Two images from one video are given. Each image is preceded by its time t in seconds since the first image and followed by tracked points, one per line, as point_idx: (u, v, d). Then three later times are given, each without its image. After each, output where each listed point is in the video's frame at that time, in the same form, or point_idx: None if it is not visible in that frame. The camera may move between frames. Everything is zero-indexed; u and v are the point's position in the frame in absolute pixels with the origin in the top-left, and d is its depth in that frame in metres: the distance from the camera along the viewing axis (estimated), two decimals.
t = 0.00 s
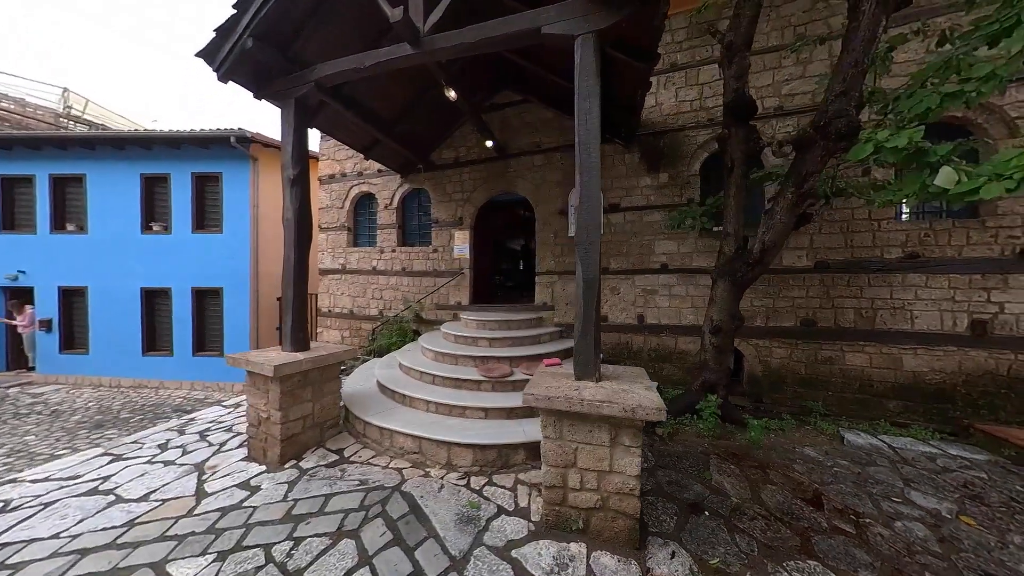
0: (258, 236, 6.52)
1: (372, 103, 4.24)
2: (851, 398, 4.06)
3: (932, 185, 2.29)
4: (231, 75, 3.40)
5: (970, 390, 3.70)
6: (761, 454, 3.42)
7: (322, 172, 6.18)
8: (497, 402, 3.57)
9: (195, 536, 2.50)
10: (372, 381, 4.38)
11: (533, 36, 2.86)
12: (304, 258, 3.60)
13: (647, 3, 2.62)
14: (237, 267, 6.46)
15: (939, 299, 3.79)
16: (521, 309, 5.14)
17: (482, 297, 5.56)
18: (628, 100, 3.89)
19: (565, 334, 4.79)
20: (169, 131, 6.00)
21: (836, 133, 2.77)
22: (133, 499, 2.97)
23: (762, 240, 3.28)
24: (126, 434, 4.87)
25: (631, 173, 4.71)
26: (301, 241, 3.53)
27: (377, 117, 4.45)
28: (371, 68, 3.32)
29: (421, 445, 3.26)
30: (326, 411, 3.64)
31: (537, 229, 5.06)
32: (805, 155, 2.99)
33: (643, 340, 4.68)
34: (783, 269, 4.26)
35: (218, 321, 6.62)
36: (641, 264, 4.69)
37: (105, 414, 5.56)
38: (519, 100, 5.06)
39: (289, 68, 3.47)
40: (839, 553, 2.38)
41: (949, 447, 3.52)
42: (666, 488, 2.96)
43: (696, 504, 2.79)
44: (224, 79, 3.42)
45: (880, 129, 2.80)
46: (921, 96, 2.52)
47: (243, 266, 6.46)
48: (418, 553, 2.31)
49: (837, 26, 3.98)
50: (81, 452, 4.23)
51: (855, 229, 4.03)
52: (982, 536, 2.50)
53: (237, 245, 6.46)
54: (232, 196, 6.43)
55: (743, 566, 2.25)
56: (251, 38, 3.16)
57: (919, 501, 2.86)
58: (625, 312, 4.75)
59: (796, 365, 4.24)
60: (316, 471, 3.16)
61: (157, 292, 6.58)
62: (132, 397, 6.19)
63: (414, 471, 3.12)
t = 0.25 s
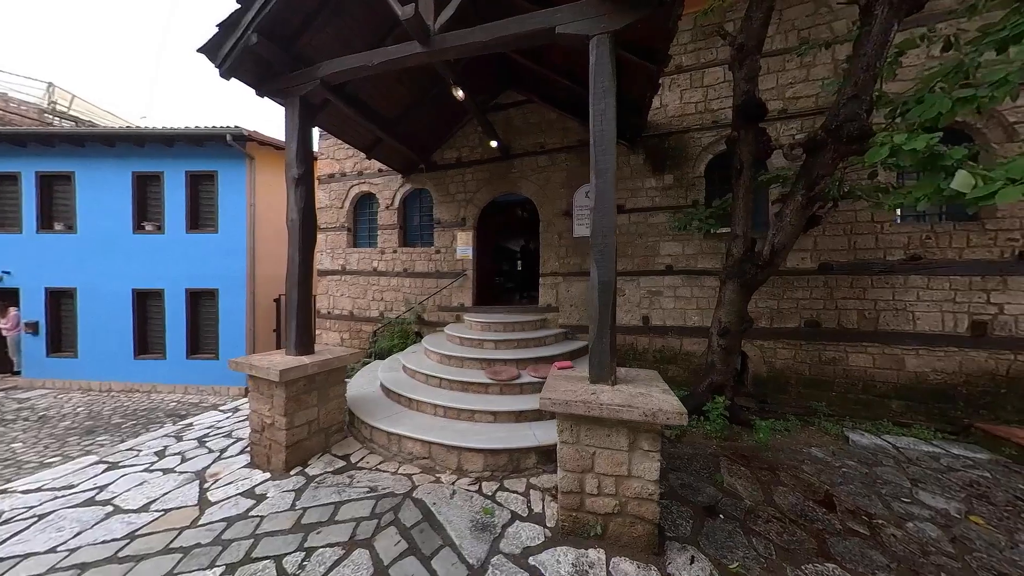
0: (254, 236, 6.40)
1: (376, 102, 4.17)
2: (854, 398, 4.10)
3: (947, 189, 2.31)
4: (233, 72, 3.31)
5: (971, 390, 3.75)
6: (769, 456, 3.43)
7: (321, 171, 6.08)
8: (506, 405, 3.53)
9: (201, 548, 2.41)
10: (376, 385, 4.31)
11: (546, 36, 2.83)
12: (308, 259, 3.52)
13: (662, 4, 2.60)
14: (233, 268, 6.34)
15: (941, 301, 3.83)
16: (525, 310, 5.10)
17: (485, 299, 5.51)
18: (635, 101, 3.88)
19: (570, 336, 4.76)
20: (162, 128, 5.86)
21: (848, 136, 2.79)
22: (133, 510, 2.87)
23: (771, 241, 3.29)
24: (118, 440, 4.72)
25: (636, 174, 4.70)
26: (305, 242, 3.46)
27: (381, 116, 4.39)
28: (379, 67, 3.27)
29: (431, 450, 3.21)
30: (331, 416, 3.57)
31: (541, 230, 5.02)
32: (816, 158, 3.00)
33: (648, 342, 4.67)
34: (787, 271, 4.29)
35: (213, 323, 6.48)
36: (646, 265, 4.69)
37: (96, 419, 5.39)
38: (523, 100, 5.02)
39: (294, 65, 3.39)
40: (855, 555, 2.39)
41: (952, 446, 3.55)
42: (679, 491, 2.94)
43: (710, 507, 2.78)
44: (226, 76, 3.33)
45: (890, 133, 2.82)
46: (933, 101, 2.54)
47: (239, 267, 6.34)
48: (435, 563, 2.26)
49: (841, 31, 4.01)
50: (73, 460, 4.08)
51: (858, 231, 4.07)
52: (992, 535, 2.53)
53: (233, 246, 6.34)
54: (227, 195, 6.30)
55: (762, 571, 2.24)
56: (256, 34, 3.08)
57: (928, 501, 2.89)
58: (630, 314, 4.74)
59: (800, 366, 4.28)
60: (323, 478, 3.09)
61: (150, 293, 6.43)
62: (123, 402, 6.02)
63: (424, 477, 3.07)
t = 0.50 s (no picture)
0: (250, 236, 6.29)
1: (379, 101, 4.13)
2: (854, 398, 4.16)
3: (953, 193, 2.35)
4: (236, 70, 3.24)
5: (968, 389, 3.83)
6: (774, 455, 3.47)
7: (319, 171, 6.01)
8: (514, 407, 3.51)
9: (207, 557, 2.35)
10: (379, 387, 4.26)
11: (556, 38, 2.82)
12: (312, 260, 3.46)
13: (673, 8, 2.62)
14: (228, 268, 6.22)
15: (937, 302, 3.91)
16: (528, 312, 5.08)
17: (487, 300, 5.49)
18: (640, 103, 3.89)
19: (573, 337, 4.75)
20: (155, 125, 5.74)
21: (854, 140, 2.83)
22: (132, 519, 2.78)
23: (777, 243, 3.31)
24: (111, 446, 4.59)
25: (639, 176, 4.70)
26: (309, 242, 3.40)
27: (384, 116, 4.34)
28: (385, 67, 3.23)
29: (439, 453, 3.18)
30: (335, 420, 3.51)
31: (544, 230, 5.01)
32: (822, 162, 3.04)
33: (652, 343, 4.68)
34: (789, 272, 4.34)
35: (208, 325, 6.37)
36: (649, 266, 4.68)
37: (87, 424, 5.24)
38: (525, 101, 5.01)
39: (298, 63, 3.33)
40: (865, 553, 2.42)
41: (950, 444, 3.62)
42: (688, 492, 2.95)
43: (720, 508, 2.79)
44: (228, 73, 3.26)
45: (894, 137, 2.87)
46: (937, 106, 2.58)
47: (235, 267, 6.23)
48: (450, 568, 2.24)
49: (840, 36, 4.07)
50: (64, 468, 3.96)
51: (858, 233, 4.13)
52: (995, 532, 2.58)
53: (229, 246, 6.23)
54: (222, 194, 6.19)
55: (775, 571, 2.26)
56: (260, 31, 3.02)
57: (931, 498, 2.94)
58: (633, 315, 4.75)
59: (801, 366, 4.33)
60: (330, 483, 3.04)
61: (142, 294, 6.29)
62: (114, 406, 5.87)
63: (433, 480, 3.04)
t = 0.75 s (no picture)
0: (247, 235, 6.19)
1: (383, 99, 4.10)
2: (852, 395, 4.25)
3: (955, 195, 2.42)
4: (240, 65, 3.19)
5: (960, 385, 3.94)
6: (777, 452, 3.52)
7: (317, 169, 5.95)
8: (521, 407, 3.51)
9: (216, 562, 2.30)
10: (383, 388, 4.22)
11: (567, 39, 2.84)
12: (317, 259, 3.42)
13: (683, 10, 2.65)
14: (223, 268, 6.12)
15: (932, 301, 4.01)
16: (531, 312, 5.08)
17: (489, 300, 5.47)
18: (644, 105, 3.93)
19: (576, 337, 4.76)
20: (149, 121, 5.63)
21: (856, 143, 2.89)
22: (134, 524, 2.71)
23: (781, 243, 3.36)
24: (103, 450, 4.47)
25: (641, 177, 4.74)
26: (314, 241, 3.35)
27: (387, 114, 4.31)
28: (393, 64, 3.21)
29: (448, 454, 3.17)
30: (340, 421, 3.47)
31: (546, 230, 5.02)
32: (825, 164, 3.10)
33: (654, 342, 4.72)
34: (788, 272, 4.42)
35: (202, 326, 6.25)
36: (652, 266, 4.71)
37: (77, 428, 5.09)
38: (528, 101, 5.02)
39: (303, 60, 3.29)
40: (871, 547, 2.48)
41: (945, 439, 3.72)
42: (697, 490, 2.98)
43: (729, 504, 2.83)
44: (231, 68, 3.20)
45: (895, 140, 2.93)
46: (937, 110, 2.65)
47: (231, 267, 6.11)
48: (466, 569, 2.23)
49: (838, 42, 4.15)
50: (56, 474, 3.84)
51: (855, 234, 4.22)
52: (993, 524, 2.66)
53: (224, 245, 6.12)
54: (217, 192, 6.09)
55: (786, 565, 2.30)
56: (266, 26, 2.97)
57: (930, 492, 3.01)
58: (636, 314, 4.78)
59: (801, 364, 4.41)
60: (338, 485, 3.00)
61: (133, 294, 6.16)
62: (104, 409, 5.72)
63: (443, 481, 3.03)
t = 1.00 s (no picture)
0: (243, 234, 6.10)
1: (388, 99, 4.08)
2: (848, 392, 4.38)
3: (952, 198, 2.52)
4: (247, 62, 3.15)
5: (950, 381, 4.09)
6: (779, 448, 3.61)
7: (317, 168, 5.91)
8: (529, 406, 3.53)
9: (229, 566, 2.26)
10: (388, 389, 4.20)
11: (578, 42, 2.87)
12: (324, 259, 3.39)
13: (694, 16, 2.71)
14: (219, 268, 6.02)
15: (922, 300, 4.16)
16: (533, 312, 5.10)
17: (491, 300, 5.49)
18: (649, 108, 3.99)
19: (579, 337, 4.79)
20: (141, 118, 5.52)
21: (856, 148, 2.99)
22: (139, 529, 2.65)
23: (783, 244, 3.45)
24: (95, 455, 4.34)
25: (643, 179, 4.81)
26: (321, 240, 3.32)
27: (391, 114, 4.29)
28: (403, 64, 3.20)
29: (458, 454, 3.17)
30: (348, 422, 3.44)
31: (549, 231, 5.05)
32: (826, 167, 3.20)
33: (656, 342, 4.78)
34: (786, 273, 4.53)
35: (196, 327, 6.14)
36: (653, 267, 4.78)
37: (66, 433, 4.93)
38: (531, 102, 5.06)
39: (311, 58, 3.26)
40: (875, 537, 2.56)
41: (936, 433, 3.86)
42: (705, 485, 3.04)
43: (737, 499, 2.89)
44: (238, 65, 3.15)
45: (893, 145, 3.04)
46: (933, 117, 2.76)
47: (227, 267, 6.02)
48: (484, 567, 2.23)
49: (833, 49, 4.29)
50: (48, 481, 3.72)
51: (850, 235, 4.35)
52: (986, 513, 2.77)
53: (219, 245, 6.02)
54: (213, 190, 5.98)
55: (796, 557, 2.36)
56: (275, 24, 2.94)
57: (926, 484, 3.12)
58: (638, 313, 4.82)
59: (798, 362, 4.52)
60: (348, 486, 2.98)
61: (124, 294, 6.02)
62: (93, 413, 5.56)
63: (455, 481, 3.03)
